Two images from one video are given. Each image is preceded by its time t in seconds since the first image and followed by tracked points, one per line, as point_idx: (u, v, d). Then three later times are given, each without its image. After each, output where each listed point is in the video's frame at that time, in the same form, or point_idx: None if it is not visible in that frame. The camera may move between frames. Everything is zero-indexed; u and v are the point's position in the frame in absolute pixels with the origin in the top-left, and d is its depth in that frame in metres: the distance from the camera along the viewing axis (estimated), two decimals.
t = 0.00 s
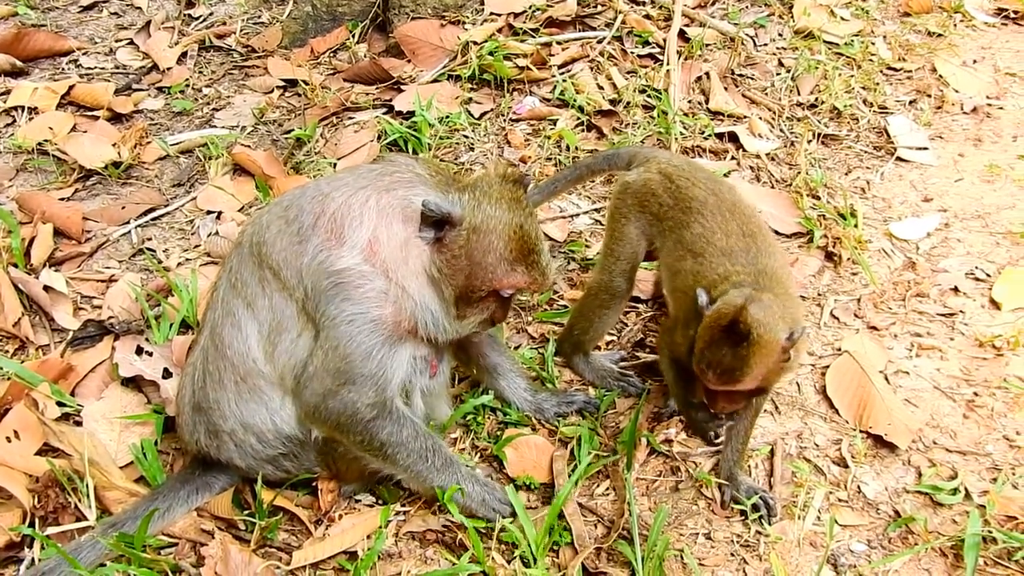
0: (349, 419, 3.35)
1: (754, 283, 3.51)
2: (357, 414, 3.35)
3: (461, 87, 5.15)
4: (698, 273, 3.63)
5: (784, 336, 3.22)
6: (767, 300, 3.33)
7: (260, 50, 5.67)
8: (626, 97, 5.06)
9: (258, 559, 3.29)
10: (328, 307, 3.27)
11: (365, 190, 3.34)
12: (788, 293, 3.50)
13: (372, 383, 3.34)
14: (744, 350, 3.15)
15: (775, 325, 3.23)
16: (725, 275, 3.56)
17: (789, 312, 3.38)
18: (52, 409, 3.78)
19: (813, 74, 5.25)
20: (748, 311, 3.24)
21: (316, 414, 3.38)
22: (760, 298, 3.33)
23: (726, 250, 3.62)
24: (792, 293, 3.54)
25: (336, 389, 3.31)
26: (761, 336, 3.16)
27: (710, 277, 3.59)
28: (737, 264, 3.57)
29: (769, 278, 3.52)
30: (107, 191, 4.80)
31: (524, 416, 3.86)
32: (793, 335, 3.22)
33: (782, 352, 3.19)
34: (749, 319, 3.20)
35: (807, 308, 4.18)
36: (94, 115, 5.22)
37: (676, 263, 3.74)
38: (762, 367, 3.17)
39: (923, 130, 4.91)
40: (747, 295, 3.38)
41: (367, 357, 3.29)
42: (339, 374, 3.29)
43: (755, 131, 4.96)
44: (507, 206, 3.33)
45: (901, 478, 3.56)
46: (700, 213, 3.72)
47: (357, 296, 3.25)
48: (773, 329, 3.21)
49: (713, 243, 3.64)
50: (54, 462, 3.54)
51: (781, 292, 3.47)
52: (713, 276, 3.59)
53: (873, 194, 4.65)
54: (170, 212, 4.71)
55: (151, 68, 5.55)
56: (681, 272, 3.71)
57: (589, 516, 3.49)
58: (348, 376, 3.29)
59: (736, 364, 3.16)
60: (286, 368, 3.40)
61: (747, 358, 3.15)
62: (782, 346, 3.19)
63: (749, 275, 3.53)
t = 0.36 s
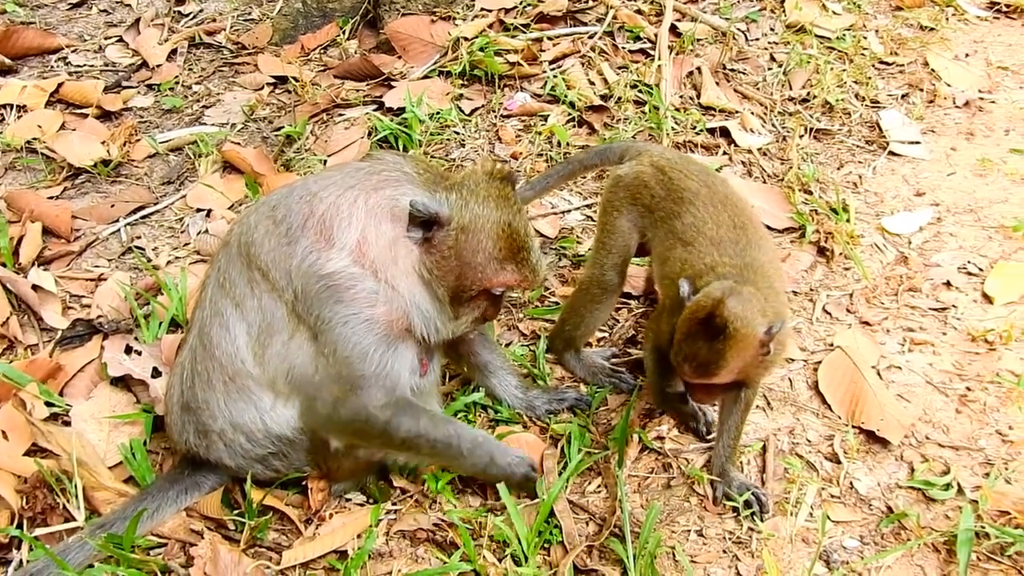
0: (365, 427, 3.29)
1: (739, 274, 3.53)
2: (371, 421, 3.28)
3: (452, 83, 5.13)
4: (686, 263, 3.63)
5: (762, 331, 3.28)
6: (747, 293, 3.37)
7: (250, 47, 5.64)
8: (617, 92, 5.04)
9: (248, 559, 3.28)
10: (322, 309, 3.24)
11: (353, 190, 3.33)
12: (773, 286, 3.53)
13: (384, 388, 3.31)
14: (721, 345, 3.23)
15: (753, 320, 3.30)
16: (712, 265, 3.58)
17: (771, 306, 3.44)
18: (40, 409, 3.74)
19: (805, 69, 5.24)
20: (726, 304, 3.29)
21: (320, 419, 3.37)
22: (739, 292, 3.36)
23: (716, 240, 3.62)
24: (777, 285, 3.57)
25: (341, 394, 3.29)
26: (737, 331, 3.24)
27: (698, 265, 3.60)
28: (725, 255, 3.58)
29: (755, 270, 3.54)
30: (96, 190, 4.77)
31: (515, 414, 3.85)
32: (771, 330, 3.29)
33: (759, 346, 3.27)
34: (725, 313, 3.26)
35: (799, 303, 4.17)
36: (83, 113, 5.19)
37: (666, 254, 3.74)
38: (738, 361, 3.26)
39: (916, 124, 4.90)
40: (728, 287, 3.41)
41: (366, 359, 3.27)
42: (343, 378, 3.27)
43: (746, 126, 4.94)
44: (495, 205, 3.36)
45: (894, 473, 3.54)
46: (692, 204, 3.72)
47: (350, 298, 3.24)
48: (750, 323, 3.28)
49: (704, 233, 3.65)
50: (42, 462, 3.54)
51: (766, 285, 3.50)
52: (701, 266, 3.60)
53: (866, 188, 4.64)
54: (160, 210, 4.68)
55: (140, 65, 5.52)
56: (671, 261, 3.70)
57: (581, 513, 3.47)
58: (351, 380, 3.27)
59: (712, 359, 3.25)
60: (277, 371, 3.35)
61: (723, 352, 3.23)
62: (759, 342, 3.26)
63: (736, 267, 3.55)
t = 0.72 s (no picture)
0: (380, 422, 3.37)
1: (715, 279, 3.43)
2: (384, 417, 3.37)
3: (430, 78, 5.11)
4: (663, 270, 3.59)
5: (737, 339, 3.13)
6: (723, 300, 3.22)
7: (227, 44, 5.61)
8: (596, 85, 5.03)
9: (229, 559, 3.26)
10: (319, 309, 3.24)
11: (336, 187, 3.30)
12: (751, 289, 3.43)
13: (397, 386, 3.36)
14: (693, 351, 3.05)
15: (728, 326, 3.14)
16: (690, 270, 3.50)
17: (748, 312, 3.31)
18: (17, 412, 3.71)
19: (784, 60, 5.24)
20: (699, 310, 3.11)
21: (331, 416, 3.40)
22: (715, 298, 3.21)
23: (692, 247, 3.56)
24: (757, 289, 3.47)
25: (352, 392, 3.32)
26: (711, 338, 3.07)
27: (675, 271, 3.53)
28: (701, 259, 3.52)
29: (734, 275, 3.44)
30: (73, 189, 4.73)
31: (496, 410, 3.83)
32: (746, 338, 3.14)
33: (733, 354, 3.12)
34: (699, 320, 3.08)
35: (779, 295, 4.18)
36: (59, 112, 5.14)
37: (646, 260, 3.71)
38: (711, 369, 3.09)
39: (894, 114, 4.92)
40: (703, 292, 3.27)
41: (368, 354, 3.27)
42: (353, 377, 3.30)
43: (725, 118, 4.94)
44: (479, 193, 3.34)
45: (875, 464, 3.55)
46: (671, 207, 3.71)
47: (344, 295, 3.23)
48: (726, 330, 3.12)
49: (680, 240, 3.60)
50: (18, 465, 3.49)
51: (744, 289, 3.41)
52: (677, 272, 3.52)
53: (845, 179, 4.64)
54: (137, 209, 4.64)
55: (116, 63, 5.48)
56: (650, 269, 3.66)
57: (563, 509, 3.46)
58: (361, 376, 3.30)
59: (683, 364, 3.05)
60: (271, 371, 3.34)
61: (694, 358, 3.05)
62: (733, 349, 3.11)
63: (713, 273, 3.45)
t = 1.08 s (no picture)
0: (326, 410, 3.18)
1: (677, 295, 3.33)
2: (334, 404, 3.17)
3: (409, 76, 5.10)
4: (629, 283, 3.50)
5: (693, 355, 3.06)
6: (673, 318, 3.14)
7: (205, 44, 5.58)
8: (575, 82, 5.03)
9: (213, 562, 3.21)
10: (291, 304, 3.17)
11: (318, 184, 3.30)
12: (717, 307, 3.32)
13: (349, 371, 3.20)
14: (648, 378, 2.98)
15: (682, 342, 3.08)
16: (653, 285, 3.41)
17: (706, 326, 3.23)
18: None
19: (762, 54, 5.26)
20: (649, 334, 3.04)
21: (287, 411, 3.25)
22: (666, 317, 3.14)
23: (660, 259, 3.48)
24: (724, 307, 3.35)
25: (305, 383, 3.17)
26: (663, 360, 3.00)
27: (640, 284, 3.45)
28: (668, 273, 3.42)
29: (701, 291, 3.34)
30: (51, 192, 4.69)
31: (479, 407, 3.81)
32: (702, 353, 3.07)
33: (688, 372, 3.05)
34: (649, 342, 3.02)
35: (762, 289, 4.19)
36: (36, 115, 5.10)
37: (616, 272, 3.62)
38: (667, 391, 3.02)
39: (873, 107, 4.94)
40: (659, 309, 3.19)
41: (334, 351, 3.17)
42: (308, 368, 3.16)
43: (705, 113, 4.95)
44: (463, 190, 3.36)
45: (860, 457, 3.56)
46: (647, 221, 3.62)
47: (321, 290, 3.17)
48: (679, 349, 3.05)
49: (649, 252, 3.52)
50: None
51: (708, 306, 3.30)
52: (643, 286, 3.44)
53: (825, 172, 4.65)
54: (116, 211, 4.61)
55: (93, 65, 5.43)
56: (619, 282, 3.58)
57: (548, 506, 3.45)
58: (314, 367, 3.15)
59: (641, 392, 2.98)
60: (249, 370, 3.28)
61: (650, 385, 2.98)
62: (688, 367, 3.05)
63: (675, 289, 3.36)
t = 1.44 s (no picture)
0: (292, 394, 3.17)
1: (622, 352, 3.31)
2: (299, 388, 3.17)
3: (400, 77, 5.10)
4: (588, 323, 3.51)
5: (625, 415, 3.11)
6: (598, 381, 3.19)
7: (195, 46, 5.57)
8: (566, 81, 5.04)
9: (208, 563, 3.21)
10: (270, 302, 3.15)
11: (308, 188, 3.28)
12: (668, 370, 3.29)
13: (316, 359, 3.19)
14: (579, 447, 3.03)
15: (615, 403, 3.13)
16: (605, 330, 3.40)
17: (648, 385, 3.24)
18: None
19: (752, 52, 5.27)
20: (572, 405, 3.11)
21: (257, 401, 3.21)
22: (592, 379, 3.20)
23: (627, 302, 3.45)
24: (676, 370, 3.31)
25: (273, 373, 3.14)
26: (593, 428, 3.05)
27: (597, 326, 3.45)
28: (626, 322, 3.38)
29: (656, 347, 3.31)
30: (43, 195, 4.69)
31: (473, 408, 3.80)
32: (635, 412, 3.11)
33: (623, 434, 3.08)
34: (574, 412, 3.09)
35: (754, 287, 4.20)
36: (26, 118, 5.08)
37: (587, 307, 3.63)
38: (606, 458, 3.06)
39: (863, 104, 4.95)
40: (589, 369, 3.25)
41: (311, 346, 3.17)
42: (277, 358, 3.13)
43: (695, 111, 4.96)
44: (451, 203, 3.37)
45: (854, 454, 3.57)
46: (630, 262, 3.60)
47: (303, 290, 3.16)
48: (608, 412, 3.10)
49: (621, 292, 3.50)
50: None
51: (657, 367, 3.28)
52: (598, 330, 3.42)
53: (816, 170, 4.67)
54: (108, 213, 4.60)
55: (83, 67, 5.42)
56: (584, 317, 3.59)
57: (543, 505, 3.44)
58: (282, 357, 3.13)
59: (575, 463, 3.03)
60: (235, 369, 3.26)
61: (583, 455, 3.02)
62: (622, 429, 3.08)
63: (628, 340, 3.32)
